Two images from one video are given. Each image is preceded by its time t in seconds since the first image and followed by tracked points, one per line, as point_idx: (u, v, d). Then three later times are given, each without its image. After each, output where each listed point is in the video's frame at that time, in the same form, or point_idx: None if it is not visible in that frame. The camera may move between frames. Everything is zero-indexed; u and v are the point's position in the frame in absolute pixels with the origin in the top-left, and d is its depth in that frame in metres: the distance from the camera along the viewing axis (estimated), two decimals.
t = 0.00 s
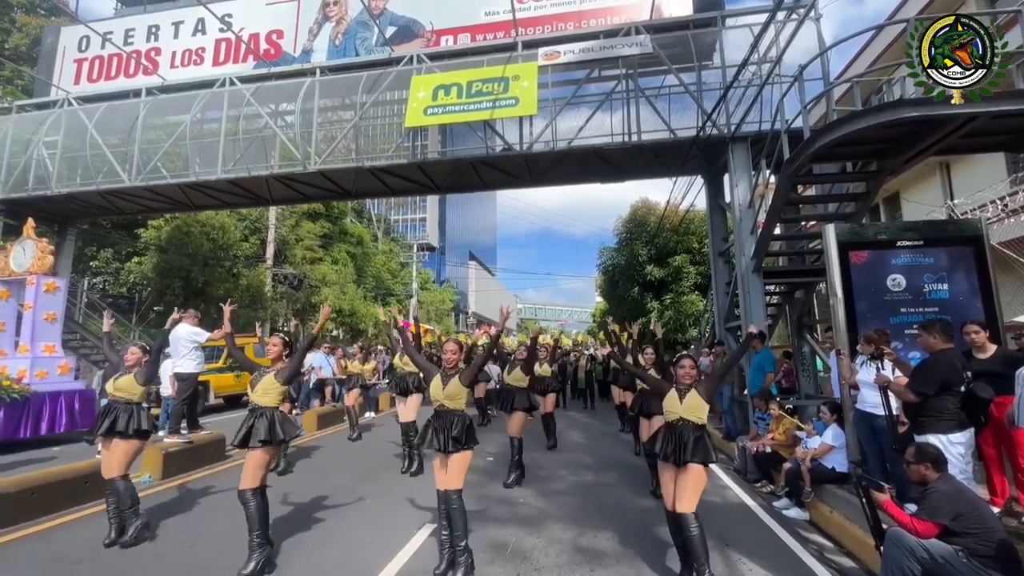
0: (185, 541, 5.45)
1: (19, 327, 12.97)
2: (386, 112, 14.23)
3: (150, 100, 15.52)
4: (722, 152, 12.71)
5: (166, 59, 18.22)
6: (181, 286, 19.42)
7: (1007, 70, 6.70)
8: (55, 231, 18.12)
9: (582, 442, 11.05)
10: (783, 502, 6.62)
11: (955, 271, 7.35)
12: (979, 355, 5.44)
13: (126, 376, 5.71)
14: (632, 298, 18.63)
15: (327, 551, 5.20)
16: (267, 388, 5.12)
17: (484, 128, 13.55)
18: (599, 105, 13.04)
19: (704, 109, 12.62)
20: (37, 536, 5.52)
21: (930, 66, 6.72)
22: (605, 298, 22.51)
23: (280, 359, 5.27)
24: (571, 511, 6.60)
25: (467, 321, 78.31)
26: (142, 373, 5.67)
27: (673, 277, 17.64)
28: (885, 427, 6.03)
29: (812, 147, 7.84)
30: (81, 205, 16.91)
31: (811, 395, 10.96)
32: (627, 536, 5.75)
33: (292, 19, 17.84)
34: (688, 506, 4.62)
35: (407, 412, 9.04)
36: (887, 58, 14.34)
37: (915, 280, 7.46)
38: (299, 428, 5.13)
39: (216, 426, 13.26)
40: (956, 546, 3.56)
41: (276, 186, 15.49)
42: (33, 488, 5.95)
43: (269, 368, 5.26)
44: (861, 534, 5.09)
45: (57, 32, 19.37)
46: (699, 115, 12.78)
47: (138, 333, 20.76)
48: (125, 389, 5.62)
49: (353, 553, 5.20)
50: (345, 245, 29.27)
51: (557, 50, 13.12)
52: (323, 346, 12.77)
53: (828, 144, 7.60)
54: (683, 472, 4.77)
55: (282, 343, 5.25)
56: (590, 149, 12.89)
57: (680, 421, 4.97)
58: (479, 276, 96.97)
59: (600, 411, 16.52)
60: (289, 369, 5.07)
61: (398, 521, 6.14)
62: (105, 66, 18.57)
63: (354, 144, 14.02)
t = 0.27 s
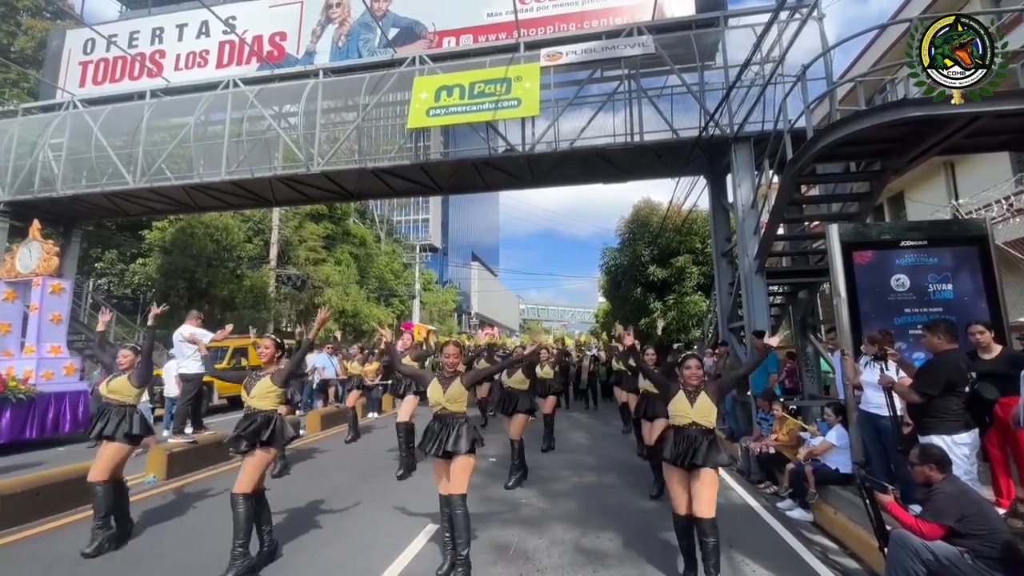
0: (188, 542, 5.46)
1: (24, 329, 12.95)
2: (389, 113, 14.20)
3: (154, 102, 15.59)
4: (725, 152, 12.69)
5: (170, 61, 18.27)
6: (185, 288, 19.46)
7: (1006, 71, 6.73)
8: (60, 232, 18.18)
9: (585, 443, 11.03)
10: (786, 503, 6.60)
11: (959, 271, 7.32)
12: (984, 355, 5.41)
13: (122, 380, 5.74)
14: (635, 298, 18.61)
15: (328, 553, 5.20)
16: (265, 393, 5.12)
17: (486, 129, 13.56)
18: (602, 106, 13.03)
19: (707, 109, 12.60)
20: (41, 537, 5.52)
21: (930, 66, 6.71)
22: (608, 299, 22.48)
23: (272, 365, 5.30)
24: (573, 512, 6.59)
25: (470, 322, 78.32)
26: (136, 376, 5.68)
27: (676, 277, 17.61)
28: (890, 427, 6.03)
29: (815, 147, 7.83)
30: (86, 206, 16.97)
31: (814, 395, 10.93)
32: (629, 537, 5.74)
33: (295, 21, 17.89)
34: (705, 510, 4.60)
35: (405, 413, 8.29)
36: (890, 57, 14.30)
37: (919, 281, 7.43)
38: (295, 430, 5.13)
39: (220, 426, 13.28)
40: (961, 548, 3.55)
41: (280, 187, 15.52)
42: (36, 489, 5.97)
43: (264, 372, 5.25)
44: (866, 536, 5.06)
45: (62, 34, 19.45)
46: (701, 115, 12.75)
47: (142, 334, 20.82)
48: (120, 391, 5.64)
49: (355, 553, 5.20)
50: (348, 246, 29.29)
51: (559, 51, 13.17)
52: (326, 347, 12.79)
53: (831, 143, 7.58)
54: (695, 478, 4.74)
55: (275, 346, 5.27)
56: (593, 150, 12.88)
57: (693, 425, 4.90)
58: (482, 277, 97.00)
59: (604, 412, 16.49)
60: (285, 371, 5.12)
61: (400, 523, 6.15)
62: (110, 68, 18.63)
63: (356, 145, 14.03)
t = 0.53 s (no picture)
0: (192, 543, 5.47)
1: (31, 329, 13.14)
2: (394, 114, 14.27)
3: (160, 105, 15.66)
4: (729, 152, 12.66)
5: (176, 63, 18.34)
6: (191, 289, 19.53)
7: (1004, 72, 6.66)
8: (68, 234, 18.27)
9: (590, 444, 11.01)
10: (792, 504, 6.56)
11: (966, 271, 7.28)
12: (991, 356, 5.38)
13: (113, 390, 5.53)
14: (639, 299, 18.57)
15: (333, 554, 5.20)
16: (260, 402, 4.82)
17: (490, 130, 13.57)
18: (605, 106, 13.02)
19: (711, 109, 12.57)
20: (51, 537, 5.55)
21: (930, 66, 6.60)
22: (612, 299, 22.47)
23: (261, 371, 4.97)
24: (576, 513, 6.58)
25: (474, 323, 78.39)
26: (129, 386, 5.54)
27: (680, 277, 17.57)
28: (896, 428, 5.96)
29: (819, 147, 7.80)
30: (93, 208, 17.05)
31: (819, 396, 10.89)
32: (634, 538, 5.73)
33: (299, 23, 17.95)
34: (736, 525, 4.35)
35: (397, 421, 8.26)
36: (896, 57, 14.23)
37: (926, 281, 7.40)
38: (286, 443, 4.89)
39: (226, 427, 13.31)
40: (969, 551, 3.52)
41: (285, 189, 15.57)
42: (44, 488, 6.01)
43: (258, 379, 4.92)
44: (872, 538, 5.04)
45: (70, 38, 19.57)
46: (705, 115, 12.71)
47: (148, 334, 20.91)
48: (112, 401, 5.48)
49: (359, 555, 5.20)
50: (352, 247, 29.35)
51: (562, 52, 13.12)
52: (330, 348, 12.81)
53: (835, 143, 7.55)
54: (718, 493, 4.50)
55: (265, 352, 4.90)
56: (597, 150, 12.87)
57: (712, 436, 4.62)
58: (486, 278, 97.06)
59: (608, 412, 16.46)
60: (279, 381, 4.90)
61: (405, 524, 6.15)
62: (117, 71, 18.72)
63: (360, 146, 14.06)
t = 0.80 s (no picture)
0: (199, 542, 5.50)
1: (45, 329, 13.51)
2: (399, 116, 14.29)
3: (168, 108, 15.75)
4: (735, 152, 12.61)
5: (183, 67, 18.45)
6: (198, 290, 19.63)
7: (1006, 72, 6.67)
8: (78, 236, 18.39)
9: (595, 444, 10.99)
10: (799, 506, 6.54)
11: (975, 271, 7.23)
12: (1001, 356, 5.34)
13: (98, 390, 5.34)
14: (644, 299, 18.52)
15: (339, 555, 5.21)
16: (258, 401, 4.64)
17: (495, 131, 13.58)
18: (610, 106, 13.01)
19: (717, 108, 12.54)
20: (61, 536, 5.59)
21: (930, 66, 6.63)
22: (617, 299, 22.44)
23: (255, 368, 4.78)
24: (582, 513, 6.57)
25: (479, 323, 78.43)
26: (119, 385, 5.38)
27: (686, 277, 17.52)
28: (905, 429, 5.94)
29: (826, 146, 7.76)
30: (102, 210, 17.16)
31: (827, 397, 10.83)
32: (639, 538, 5.71)
33: (305, 26, 18.02)
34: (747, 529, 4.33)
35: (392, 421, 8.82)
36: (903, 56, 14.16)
37: (934, 281, 7.35)
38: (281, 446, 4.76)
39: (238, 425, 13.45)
40: (979, 552, 3.49)
41: (291, 190, 15.62)
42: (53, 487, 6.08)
43: (255, 375, 4.71)
44: (881, 539, 5.01)
45: (79, 42, 19.72)
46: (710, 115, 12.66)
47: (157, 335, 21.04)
48: (98, 400, 5.30)
49: (364, 555, 5.20)
50: (358, 248, 29.40)
51: (566, 52, 13.02)
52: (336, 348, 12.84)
53: (842, 142, 7.51)
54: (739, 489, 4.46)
55: (257, 348, 4.71)
56: (601, 150, 12.86)
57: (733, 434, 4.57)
58: (491, 278, 97.09)
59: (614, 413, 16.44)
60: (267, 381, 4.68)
61: (410, 525, 6.14)
62: (126, 74, 18.84)
63: (366, 147, 14.09)
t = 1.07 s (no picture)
0: (208, 543, 5.53)
1: (57, 330, 13.68)
2: (405, 117, 14.27)
3: (178, 111, 15.86)
4: (742, 152, 12.56)
5: (192, 70, 18.56)
6: (207, 291, 19.75)
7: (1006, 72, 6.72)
8: (89, 238, 18.53)
9: (602, 445, 10.97)
10: (808, 507, 6.50)
11: (987, 270, 7.16)
12: (1013, 356, 5.28)
13: (83, 390, 5.22)
14: (651, 300, 18.45)
15: (347, 557, 5.22)
16: (260, 406, 4.60)
17: (501, 132, 13.58)
18: (616, 107, 12.99)
19: (724, 108, 12.48)
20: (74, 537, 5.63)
21: (930, 66, 6.65)
22: (624, 300, 22.39)
23: (256, 371, 4.71)
24: (589, 514, 6.55)
25: (485, 324, 78.48)
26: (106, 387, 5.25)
27: (693, 277, 17.45)
28: (915, 430, 5.87)
29: (834, 145, 7.71)
30: (114, 213, 17.29)
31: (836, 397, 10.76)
32: (647, 539, 5.69)
33: (313, 29, 18.08)
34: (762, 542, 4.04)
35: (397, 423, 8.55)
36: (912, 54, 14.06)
37: (945, 280, 7.29)
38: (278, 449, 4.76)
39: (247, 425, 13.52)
40: (992, 556, 3.45)
41: (298, 192, 15.68)
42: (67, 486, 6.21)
43: (257, 379, 4.66)
44: (892, 540, 4.98)
45: (91, 47, 19.87)
46: (718, 114, 12.60)
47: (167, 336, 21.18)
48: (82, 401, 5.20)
49: (372, 557, 5.21)
50: (365, 249, 29.46)
51: (572, 53, 13.00)
52: (344, 349, 12.87)
53: (850, 141, 7.47)
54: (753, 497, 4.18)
55: (256, 351, 4.63)
56: (607, 150, 12.85)
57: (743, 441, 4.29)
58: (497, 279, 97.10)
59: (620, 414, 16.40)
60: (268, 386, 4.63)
61: (418, 527, 6.13)
62: (136, 78, 18.97)
63: (373, 149, 14.13)
